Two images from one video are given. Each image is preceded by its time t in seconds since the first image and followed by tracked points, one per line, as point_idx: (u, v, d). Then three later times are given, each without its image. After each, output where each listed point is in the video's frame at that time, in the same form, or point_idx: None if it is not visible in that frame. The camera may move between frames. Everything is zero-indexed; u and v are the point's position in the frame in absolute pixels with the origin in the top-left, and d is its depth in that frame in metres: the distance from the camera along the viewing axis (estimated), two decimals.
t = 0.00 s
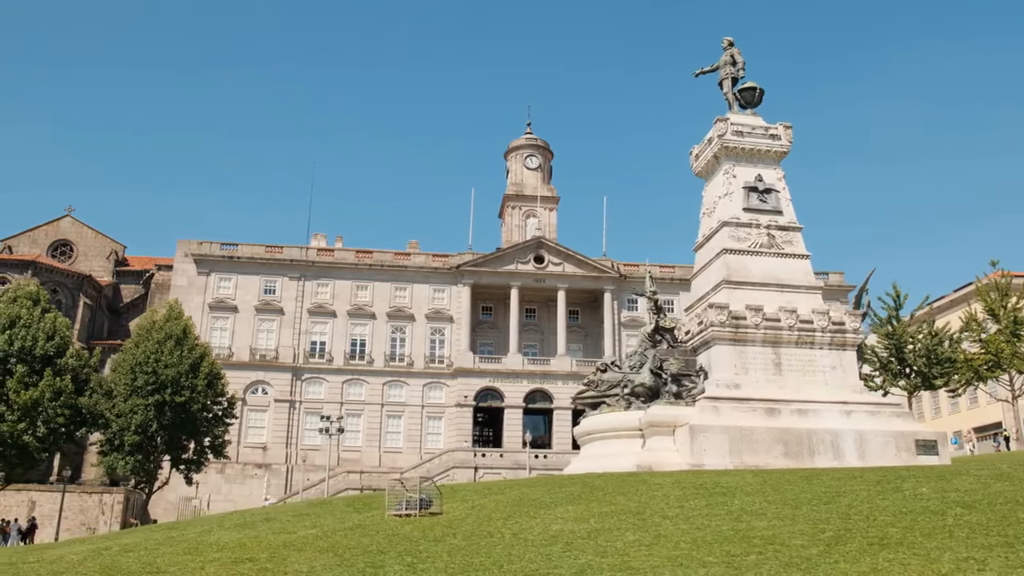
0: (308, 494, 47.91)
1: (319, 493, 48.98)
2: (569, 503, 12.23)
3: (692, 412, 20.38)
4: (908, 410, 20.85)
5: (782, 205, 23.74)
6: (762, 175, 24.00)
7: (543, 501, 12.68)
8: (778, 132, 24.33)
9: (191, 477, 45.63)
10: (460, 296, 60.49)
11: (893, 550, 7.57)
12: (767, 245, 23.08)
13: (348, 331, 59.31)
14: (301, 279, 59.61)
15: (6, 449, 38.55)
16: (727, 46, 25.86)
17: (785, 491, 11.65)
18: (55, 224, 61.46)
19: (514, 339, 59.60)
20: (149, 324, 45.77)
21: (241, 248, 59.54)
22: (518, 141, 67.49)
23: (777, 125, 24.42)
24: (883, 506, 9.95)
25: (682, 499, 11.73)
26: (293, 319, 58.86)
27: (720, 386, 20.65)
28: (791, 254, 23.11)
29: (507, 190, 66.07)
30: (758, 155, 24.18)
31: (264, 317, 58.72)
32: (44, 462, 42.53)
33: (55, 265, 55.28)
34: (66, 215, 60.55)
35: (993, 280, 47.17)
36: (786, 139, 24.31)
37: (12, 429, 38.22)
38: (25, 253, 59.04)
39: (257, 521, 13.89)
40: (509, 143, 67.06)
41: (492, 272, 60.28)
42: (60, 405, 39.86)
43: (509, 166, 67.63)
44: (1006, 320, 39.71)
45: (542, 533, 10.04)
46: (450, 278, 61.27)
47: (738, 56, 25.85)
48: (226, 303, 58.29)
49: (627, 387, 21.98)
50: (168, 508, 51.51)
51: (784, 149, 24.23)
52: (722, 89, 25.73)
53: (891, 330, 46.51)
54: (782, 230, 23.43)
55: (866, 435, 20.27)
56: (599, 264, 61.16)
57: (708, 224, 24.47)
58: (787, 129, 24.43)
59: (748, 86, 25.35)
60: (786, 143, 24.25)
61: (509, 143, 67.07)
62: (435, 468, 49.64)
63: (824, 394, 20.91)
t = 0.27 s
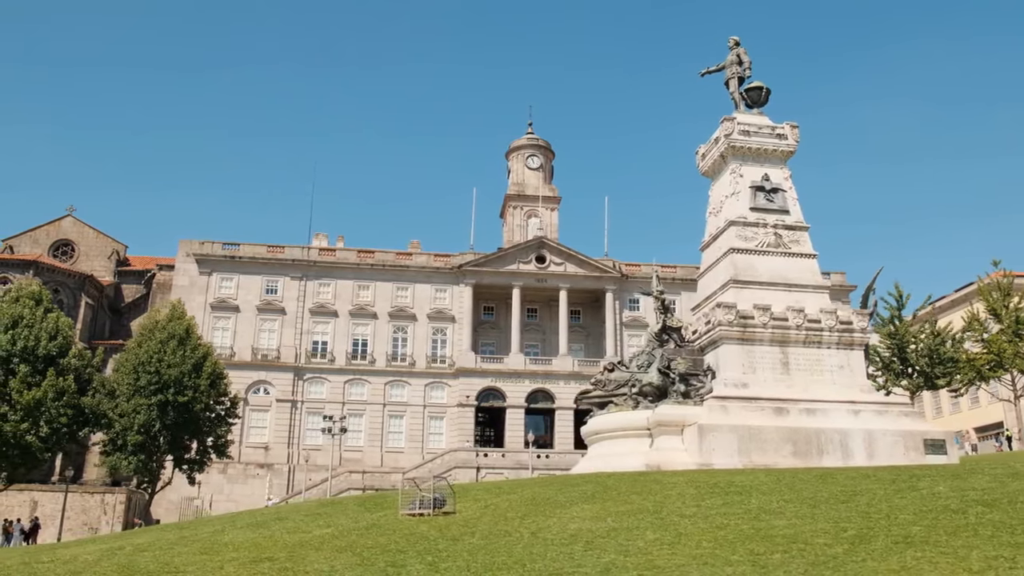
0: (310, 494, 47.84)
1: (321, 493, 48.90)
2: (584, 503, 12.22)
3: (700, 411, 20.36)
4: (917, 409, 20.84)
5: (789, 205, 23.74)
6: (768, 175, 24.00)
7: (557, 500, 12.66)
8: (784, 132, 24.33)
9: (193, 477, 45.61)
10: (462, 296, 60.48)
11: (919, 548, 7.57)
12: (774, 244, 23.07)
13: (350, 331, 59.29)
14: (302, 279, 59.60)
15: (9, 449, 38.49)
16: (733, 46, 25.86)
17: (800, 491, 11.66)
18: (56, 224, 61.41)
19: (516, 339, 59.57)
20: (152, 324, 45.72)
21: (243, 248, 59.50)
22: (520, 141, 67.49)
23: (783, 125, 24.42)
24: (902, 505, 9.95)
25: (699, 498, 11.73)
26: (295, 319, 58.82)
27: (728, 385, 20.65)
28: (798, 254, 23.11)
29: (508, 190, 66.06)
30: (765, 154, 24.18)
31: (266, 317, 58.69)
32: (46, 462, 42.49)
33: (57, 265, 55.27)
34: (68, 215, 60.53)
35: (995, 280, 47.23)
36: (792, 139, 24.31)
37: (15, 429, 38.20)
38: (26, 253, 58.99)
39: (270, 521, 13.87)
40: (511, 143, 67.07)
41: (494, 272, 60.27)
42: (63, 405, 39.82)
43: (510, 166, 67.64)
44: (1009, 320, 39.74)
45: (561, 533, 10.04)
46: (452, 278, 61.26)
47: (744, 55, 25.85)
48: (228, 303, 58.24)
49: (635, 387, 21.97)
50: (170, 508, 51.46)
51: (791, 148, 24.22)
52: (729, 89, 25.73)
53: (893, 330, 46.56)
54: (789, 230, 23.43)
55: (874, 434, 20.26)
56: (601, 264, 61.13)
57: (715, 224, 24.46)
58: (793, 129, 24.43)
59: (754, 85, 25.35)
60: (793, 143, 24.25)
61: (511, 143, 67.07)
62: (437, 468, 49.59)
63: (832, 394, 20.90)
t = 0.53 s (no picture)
0: (312, 494, 47.77)
1: (323, 493, 48.82)
2: (597, 502, 12.20)
3: (707, 410, 20.35)
4: (924, 409, 20.83)
5: (795, 205, 23.73)
6: (774, 174, 23.98)
7: (570, 499, 12.65)
8: (790, 131, 24.30)
9: (196, 477, 45.57)
10: (463, 296, 60.46)
11: (941, 547, 7.56)
12: (780, 243, 23.06)
13: (351, 331, 59.27)
14: (304, 279, 59.56)
15: (11, 449, 38.43)
16: (738, 46, 25.83)
17: (814, 490, 11.66)
18: (58, 223, 61.36)
19: (518, 339, 59.54)
20: (154, 324, 45.64)
21: (244, 248, 59.45)
22: (521, 141, 67.47)
23: (789, 124, 24.40)
24: (919, 504, 9.94)
25: (712, 497, 11.73)
26: (296, 319, 58.76)
27: (735, 384, 20.65)
28: (804, 253, 23.11)
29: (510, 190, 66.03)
30: (771, 154, 24.15)
31: (268, 317, 58.64)
32: (48, 462, 42.42)
33: (58, 265, 55.21)
34: (69, 214, 60.47)
35: (997, 280, 47.23)
36: (798, 138, 24.28)
37: (17, 429, 38.16)
38: (27, 253, 58.91)
39: (281, 520, 13.85)
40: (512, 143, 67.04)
41: (495, 272, 60.25)
42: (65, 405, 39.78)
43: (512, 166, 67.61)
44: (1011, 319, 39.82)
45: (577, 532, 10.03)
46: (454, 278, 61.23)
47: (749, 55, 25.82)
48: (230, 303, 58.18)
49: (642, 387, 21.94)
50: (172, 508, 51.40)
51: (796, 148, 24.19)
52: (734, 88, 25.70)
53: (895, 330, 46.54)
54: (795, 229, 23.42)
55: (881, 434, 20.25)
56: (602, 264, 61.10)
57: (721, 223, 24.45)
58: (799, 128, 24.41)
59: (759, 85, 25.32)
60: (798, 142, 24.22)
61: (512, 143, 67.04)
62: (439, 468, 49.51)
63: (839, 393, 20.89)
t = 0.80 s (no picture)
0: (314, 495, 47.71)
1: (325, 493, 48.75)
2: (612, 501, 12.20)
3: (716, 410, 20.36)
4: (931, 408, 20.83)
5: (802, 204, 23.73)
6: (781, 174, 23.98)
7: (584, 499, 12.64)
8: (796, 131, 24.32)
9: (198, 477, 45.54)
10: (465, 296, 60.44)
11: (967, 545, 7.55)
12: (787, 243, 23.05)
13: (353, 331, 59.24)
14: (306, 279, 59.53)
15: (14, 449, 38.41)
16: (745, 45, 25.83)
17: (830, 489, 11.65)
18: (59, 223, 61.29)
19: (519, 339, 59.51)
20: (157, 324, 45.59)
21: (246, 248, 59.41)
22: (523, 141, 67.47)
23: (796, 124, 24.41)
24: (937, 502, 9.94)
25: (727, 496, 11.73)
26: (298, 319, 58.72)
27: (743, 384, 20.65)
28: (811, 252, 23.10)
29: (511, 190, 66.02)
30: (777, 153, 24.16)
31: (269, 317, 58.59)
32: (51, 462, 42.38)
33: (60, 265, 55.15)
34: (70, 214, 60.41)
35: (999, 279, 47.24)
36: (805, 137, 24.30)
37: (21, 429, 38.19)
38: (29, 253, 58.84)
39: (294, 520, 13.83)
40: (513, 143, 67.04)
41: (497, 272, 60.24)
42: (68, 405, 39.78)
43: (513, 166, 67.61)
44: (1013, 320, 39.77)
45: (595, 530, 10.03)
46: (455, 278, 61.21)
47: (755, 54, 25.83)
48: (231, 303, 58.13)
49: (650, 386, 21.95)
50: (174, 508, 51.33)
51: (803, 147, 24.20)
52: (740, 88, 25.70)
53: (898, 329, 46.53)
54: (802, 228, 23.42)
55: (890, 433, 20.25)
56: (604, 264, 61.11)
57: (727, 223, 24.45)
58: (805, 127, 24.42)
59: (766, 84, 25.32)
60: (805, 142, 24.23)
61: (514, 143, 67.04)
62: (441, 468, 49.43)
63: (847, 393, 20.89)
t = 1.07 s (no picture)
0: (317, 494, 47.71)
1: (328, 493, 48.74)
2: (624, 500, 12.20)
3: (723, 409, 20.35)
4: (938, 407, 20.85)
5: (808, 203, 23.74)
6: (787, 173, 24.00)
7: (596, 498, 12.66)
8: (802, 130, 24.33)
9: (201, 477, 45.53)
10: (467, 296, 60.43)
11: (987, 543, 7.56)
12: (793, 242, 23.06)
13: (355, 331, 59.20)
14: (307, 279, 59.51)
15: (16, 449, 38.40)
16: (750, 44, 25.82)
17: (843, 488, 11.68)
18: (60, 223, 61.25)
19: (521, 339, 59.50)
20: (159, 324, 45.53)
21: (248, 248, 59.39)
22: (524, 141, 67.47)
23: (801, 123, 24.42)
24: (952, 501, 9.96)
25: (741, 495, 11.74)
26: (299, 319, 58.70)
27: (750, 383, 20.66)
28: (817, 252, 23.11)
29: (513, 190, 66.00)
30: (783, 152, 24.16)
31: (271, 317, 58.57)
32: (53, 462, 42.34)
33: (61, 265, 55.11)
34: (72, 214, 60.37)
35: (1001, 278, 47.31)
36: (810, 137, 24.31)
37: (23, 428, 38.19)
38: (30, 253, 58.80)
39: (305, 519, 13.81)
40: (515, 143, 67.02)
41: (499, 271, 60.22)
42: (70, 405, 39.76)
43: (514, 166, 67.60)
44: (1015, 319, 39.75)
45: (611, 529, 10.03)
46: (457, 278, 61.20)
47: (761, 54, 25.82)
48: (233, 303, 58.09)
49: (656, 385, 21.87)
50: (176, 508, 51.33)
51: (809, 147, 24.21)
52: (746, 87, 25.71)
53: (900, 329, 46.53)
54: (808, 228, 23.42)
55: (897, 433, 20.26)
56: (606, 264, 61.13)
57: (733, 222, 24.45)
58: (811, 127, 24.43)
59: (771, 84, 25.32)
60: (811, 141, 24.24)
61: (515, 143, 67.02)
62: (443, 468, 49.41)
63: (854, 392, 20.90)
